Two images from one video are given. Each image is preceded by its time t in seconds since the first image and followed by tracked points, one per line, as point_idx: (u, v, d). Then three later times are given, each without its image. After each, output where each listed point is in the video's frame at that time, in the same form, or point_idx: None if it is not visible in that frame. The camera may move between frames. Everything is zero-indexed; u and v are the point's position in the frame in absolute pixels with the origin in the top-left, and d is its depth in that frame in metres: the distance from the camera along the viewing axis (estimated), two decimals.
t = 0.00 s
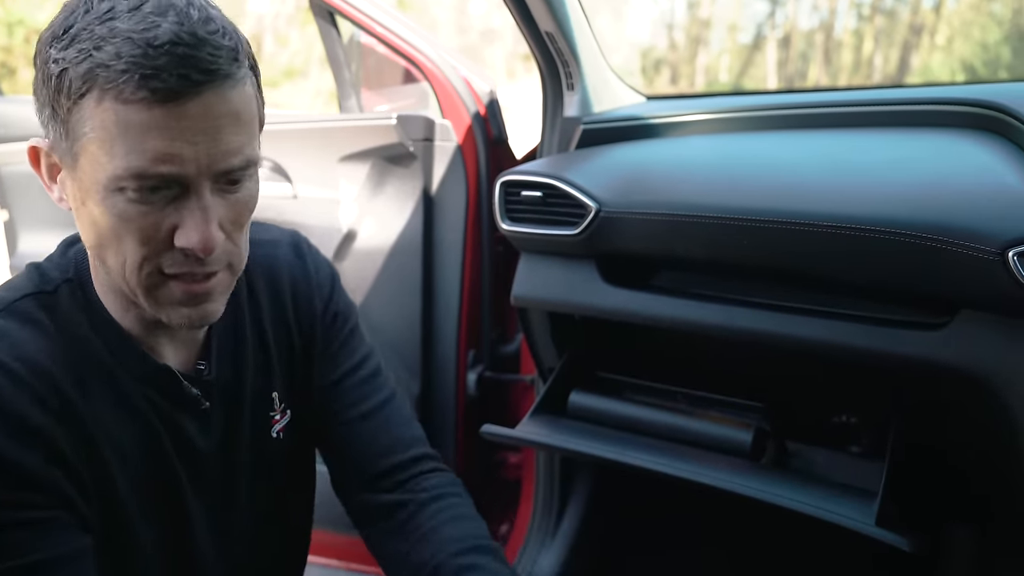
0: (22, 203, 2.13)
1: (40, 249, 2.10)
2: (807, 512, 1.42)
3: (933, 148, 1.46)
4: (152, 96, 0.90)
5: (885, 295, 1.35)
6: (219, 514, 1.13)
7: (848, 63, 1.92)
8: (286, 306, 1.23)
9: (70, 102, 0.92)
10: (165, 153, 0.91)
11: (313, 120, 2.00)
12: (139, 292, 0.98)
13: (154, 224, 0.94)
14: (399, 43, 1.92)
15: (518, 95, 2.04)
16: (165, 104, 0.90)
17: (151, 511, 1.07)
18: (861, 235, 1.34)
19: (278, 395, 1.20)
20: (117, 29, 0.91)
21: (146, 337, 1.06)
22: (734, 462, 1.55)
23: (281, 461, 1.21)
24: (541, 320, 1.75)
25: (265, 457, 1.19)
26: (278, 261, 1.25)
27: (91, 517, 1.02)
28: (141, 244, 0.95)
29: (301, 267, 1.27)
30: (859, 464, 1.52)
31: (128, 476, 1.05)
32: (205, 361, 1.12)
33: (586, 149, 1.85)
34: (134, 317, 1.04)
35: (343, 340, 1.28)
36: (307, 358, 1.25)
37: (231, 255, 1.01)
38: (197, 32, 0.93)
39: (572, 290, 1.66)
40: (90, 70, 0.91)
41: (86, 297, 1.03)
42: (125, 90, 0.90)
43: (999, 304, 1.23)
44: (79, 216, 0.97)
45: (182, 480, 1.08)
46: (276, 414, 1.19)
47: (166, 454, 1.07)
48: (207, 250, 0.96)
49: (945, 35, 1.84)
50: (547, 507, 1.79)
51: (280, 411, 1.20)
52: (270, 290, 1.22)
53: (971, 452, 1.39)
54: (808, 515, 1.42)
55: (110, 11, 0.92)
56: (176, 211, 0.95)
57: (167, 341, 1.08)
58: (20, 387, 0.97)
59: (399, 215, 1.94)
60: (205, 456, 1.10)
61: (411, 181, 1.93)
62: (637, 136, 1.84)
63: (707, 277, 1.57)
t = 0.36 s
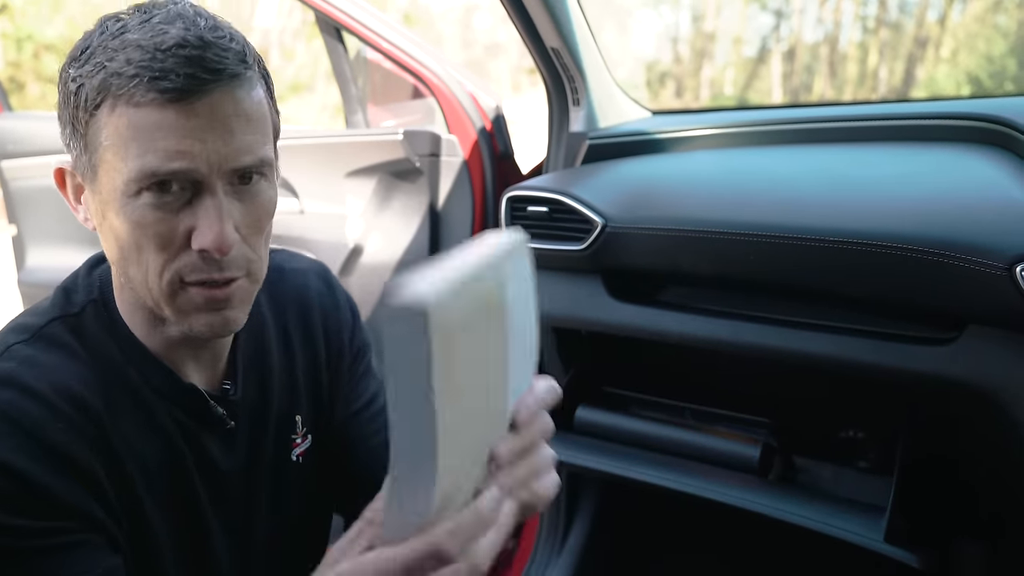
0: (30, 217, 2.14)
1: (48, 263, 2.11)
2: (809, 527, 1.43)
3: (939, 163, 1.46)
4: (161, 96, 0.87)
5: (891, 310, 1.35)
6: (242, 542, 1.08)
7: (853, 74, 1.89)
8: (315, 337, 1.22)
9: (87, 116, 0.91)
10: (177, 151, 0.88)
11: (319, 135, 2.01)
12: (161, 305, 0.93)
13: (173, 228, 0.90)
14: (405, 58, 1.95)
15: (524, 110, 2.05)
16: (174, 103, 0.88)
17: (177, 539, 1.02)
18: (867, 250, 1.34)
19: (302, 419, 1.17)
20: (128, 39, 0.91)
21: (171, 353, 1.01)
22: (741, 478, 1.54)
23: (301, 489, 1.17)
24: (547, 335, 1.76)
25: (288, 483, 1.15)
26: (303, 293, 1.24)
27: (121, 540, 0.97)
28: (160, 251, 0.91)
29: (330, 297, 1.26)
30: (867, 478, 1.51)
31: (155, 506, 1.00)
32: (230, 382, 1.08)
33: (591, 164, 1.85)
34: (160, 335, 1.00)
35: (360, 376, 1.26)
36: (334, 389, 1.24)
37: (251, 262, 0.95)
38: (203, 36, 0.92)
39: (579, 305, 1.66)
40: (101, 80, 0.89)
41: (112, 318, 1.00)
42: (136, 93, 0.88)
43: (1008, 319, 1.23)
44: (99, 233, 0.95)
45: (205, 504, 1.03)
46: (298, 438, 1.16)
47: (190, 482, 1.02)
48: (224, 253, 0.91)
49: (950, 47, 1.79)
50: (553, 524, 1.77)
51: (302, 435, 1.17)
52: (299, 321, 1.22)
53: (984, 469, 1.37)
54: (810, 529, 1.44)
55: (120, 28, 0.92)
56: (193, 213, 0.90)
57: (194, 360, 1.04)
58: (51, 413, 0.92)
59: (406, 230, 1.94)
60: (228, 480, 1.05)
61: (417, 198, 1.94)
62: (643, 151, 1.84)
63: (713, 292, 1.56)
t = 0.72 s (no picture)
0: (32, 222, 2.14)
1: (51, 268, 2.12)
2: (812, 530, 1.42)
3: (939, 167, 1.46)
4: (158, 115, 0.86)
5: (892, 313, 1.35)
6: (247, 544, 1.09)
7: (854, 80, 1.91)
8: (318, 343, 1.23)
9: (82, 134, 0.89)
10: (177, 170, 0.87)
11: (320, 140, 2.00)
12: (167, 314, 0.94)
13: (177, 243, 0.90)
14: (406, 64, 1.94)
15: (524, 114, 2.05)
16: (171, 121, 0.87)
17: (181, 544, 1.02)
18: (867, 254, 1.34)
19: (304, 420, 1.18)
20: (117, 55, 0.89)
21: (172, 353, 1.01)
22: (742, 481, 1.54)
23: (304, 487, 1.18)
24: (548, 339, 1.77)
25: (290, 483, 1.16)
26: (307, 298, 1.25)
27: (127, 544, 0.98)
28: (165, 266, 0.91)
29: (332, 304, 1.27)
30: (869, 481, 1.50)
31: (161, 510, 1.00)
32: (232, 381, 1.09)
33: (592, 168, 1.85)
34: (161, 338, 1.00)
35: (357, 387, 1.28)
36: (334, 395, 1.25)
37: (254, 267, 0.96)
38: (195, 48, 0.90)
39: (581, 309, 1.66)
40: (95, 98, 0.88)
41: (113, 321, 0.99)
42: (131, 113, 0.86)
43: (1007, 322, 1.23)
44: (98, 247, 0.95)
45: (209, 506, 1.04)
46: (301, 439, 1.17)
47: (195, 486, 1.02)
48: (230, 264, 0.92)
49: (950, 51, 1.80)
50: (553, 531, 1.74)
51: (305, 436, 1.18)
52: (302, 327, 1.22)
53: (989, 474, 1.37)
54: (813, 532, 1.43)
55: (108, 42, 0.90)
56: (197, 228, 0.90)
57: (195, 359, 1.04)
58: (57, 415, 0.93)
59: (407, 234, 1.95)
60: (231, 481, 1.06)
61: (418, 202, 1.94)
62: (643, 155, 1.84)
63: (714, 296, 1.56)
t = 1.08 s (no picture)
0: (35, 223, 2.15)
1: (54, 270, 2.12)
2: (814, 530, 1.44)
3: (941, 166, 1.46)
4: (190, 140, 0.84)
5: (894, 313, 1.35)
6: (255, 547, 1.09)
7: (856, 79, 1.92)
8: (325, 350, 1.24)
9: (103, 154, 0.86)
10: (208, 193, 0.85)
11: (317, 140, 1.98)
12: (192, 330, 0.93)
13: (207, 262, 0.89)
14: (408, 64, 1.95)
15: (526, 113, 2.05)
16: (203, 145, 0.84)
17: (189, 547, 1.03)
18: (869, 254, 1.34)
19: (310, 426, 1.18)
20: (140, 74, 0.85)
21: (178, 355, 1.03)
22: (745, 480, 1.56)
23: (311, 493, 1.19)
24: (550, 339, 1.77)
25: (297, 487, 1.16)
26: (319, 306, 1.26)
27: (134, 550, 0.97)
28: (192, 283, 0.90)
29: (342, 312, 1.28)
30: (871, 481, 1.51)
31: (170, 516, 1.01)
32: (241, 386, 1.09)
33: (594, 168, 1.86)
34: (173, 342, 1.01)
35: (368, 398, 1.30)
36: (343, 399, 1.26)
37: (275, 277, 0.96)
38: (221, 68, 0.88)
39: (584, 309, 1.66)
40: (119, 119, 0.84)
41: (119, 323, 1.00)
42: (161, 137, 0.84)
43: (1010, 322, 1.23)
44: (116, 263, 0.92)
45: (217, 512, 1.04)
46: (308, 445, 1.17)
47: (204, 490, 1.03)
48: (259, 280, 0.92)
49: (952, 51, 1.81)
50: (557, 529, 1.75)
51: (312, 442, 1.19)
52: (309, 332, 1.23)
53: (992, 474, 1.36)
54: (814, 532, 1.45)
55: (128, 58, 0.87)
56: (226, 247, 0.89)
57: (201, 362, 1.05)
58: (63, 418, 0.93)
59: (409, 234, 1.95)
60: (240, 484, 1.06)
61: (420, 202, 1.94)
62: (644, 155, 1.84)
63: (716, 296, 1.56)
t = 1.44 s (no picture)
0: (35, 224, 2.15)
1: (54, 271, 2.12)
2: (814, 531, 1.43)
3: (942, 167, 1.46)
4: (216, 148, 0.82)
5: (895, 314, 1.35)
6: (255, 550, 1.09)
7: (856, 79, 1.93)
8: (325, 353, 1.24)
9: (125, 158, 0.85)
10: (229, 203, 0.83)
11: (319, 141, 2.00)
12: (204, 339, 0.91)
13: (222, 271, 0.86)
14: (407, 64, 1.94)
15: (526, 114, 2.06)
16: (228, 153, 0.83)
17: (191, 550, 1.03)
18: (868, 254, 1.34)
19: (309, 431, 1.18)
20: (167, 80, 0.85)
21: (184, 362, 1.03)
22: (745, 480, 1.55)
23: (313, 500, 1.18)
24: (550, 340, 1.78)
25: (296, 492, 1.15)
26: (320, 308, 1.26)
27: (134, 551, 0.97)
28: (205, 292, 0.87)
29: (343, 315, 1.28)
30: (874, 481, 1.50)
31: (172, 519, 1.01)
32: (243, 393, 1.09)
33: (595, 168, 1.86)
34: (180, 348, 1.01)
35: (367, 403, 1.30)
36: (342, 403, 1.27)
37: (288, 290, 0.94)
38: (250, 77, 0.87)
39: (585, 309, 1.67)
40: (144, 124, 0.83)
41: (121, 325, 1.00)
42: (185, 142, 0.82)
43: (1010, 322, 1.23)
44: (131, 268, 0.90)
45: (217, 515, 1.04)
46: (308, 450, 1.17)
47: (206, 493, 1.03)
48: (275, 293, 0.89)
49: (953, 51, 1.80)
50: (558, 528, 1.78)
51: (311, 447, 1.18)
52: (309, 337, 1.23)
53: (993, 474, 1.36)
54: (815, 533, 1.43)
55: (156, 63, 0.86)
56: (243, 256, 0.87)
57: (205, 367, 1.05)
58: (65, 418, 0.93)
59: (410, 235, 1.95)
60: (241, 487, 1.06)
61: (421, 203, 1.94)
62: (644, 156, 1.84)
63: (716, 297, 1.56)
